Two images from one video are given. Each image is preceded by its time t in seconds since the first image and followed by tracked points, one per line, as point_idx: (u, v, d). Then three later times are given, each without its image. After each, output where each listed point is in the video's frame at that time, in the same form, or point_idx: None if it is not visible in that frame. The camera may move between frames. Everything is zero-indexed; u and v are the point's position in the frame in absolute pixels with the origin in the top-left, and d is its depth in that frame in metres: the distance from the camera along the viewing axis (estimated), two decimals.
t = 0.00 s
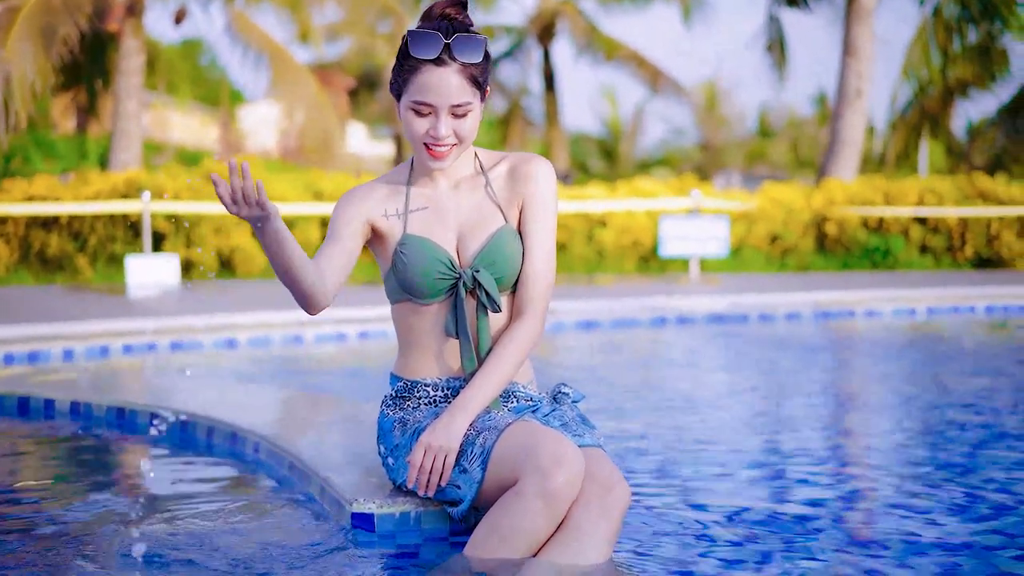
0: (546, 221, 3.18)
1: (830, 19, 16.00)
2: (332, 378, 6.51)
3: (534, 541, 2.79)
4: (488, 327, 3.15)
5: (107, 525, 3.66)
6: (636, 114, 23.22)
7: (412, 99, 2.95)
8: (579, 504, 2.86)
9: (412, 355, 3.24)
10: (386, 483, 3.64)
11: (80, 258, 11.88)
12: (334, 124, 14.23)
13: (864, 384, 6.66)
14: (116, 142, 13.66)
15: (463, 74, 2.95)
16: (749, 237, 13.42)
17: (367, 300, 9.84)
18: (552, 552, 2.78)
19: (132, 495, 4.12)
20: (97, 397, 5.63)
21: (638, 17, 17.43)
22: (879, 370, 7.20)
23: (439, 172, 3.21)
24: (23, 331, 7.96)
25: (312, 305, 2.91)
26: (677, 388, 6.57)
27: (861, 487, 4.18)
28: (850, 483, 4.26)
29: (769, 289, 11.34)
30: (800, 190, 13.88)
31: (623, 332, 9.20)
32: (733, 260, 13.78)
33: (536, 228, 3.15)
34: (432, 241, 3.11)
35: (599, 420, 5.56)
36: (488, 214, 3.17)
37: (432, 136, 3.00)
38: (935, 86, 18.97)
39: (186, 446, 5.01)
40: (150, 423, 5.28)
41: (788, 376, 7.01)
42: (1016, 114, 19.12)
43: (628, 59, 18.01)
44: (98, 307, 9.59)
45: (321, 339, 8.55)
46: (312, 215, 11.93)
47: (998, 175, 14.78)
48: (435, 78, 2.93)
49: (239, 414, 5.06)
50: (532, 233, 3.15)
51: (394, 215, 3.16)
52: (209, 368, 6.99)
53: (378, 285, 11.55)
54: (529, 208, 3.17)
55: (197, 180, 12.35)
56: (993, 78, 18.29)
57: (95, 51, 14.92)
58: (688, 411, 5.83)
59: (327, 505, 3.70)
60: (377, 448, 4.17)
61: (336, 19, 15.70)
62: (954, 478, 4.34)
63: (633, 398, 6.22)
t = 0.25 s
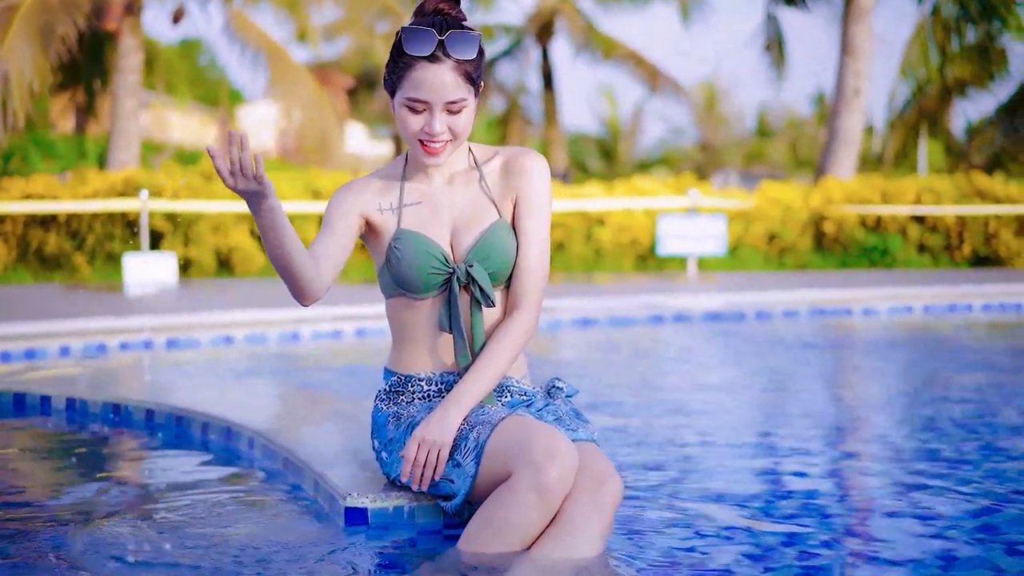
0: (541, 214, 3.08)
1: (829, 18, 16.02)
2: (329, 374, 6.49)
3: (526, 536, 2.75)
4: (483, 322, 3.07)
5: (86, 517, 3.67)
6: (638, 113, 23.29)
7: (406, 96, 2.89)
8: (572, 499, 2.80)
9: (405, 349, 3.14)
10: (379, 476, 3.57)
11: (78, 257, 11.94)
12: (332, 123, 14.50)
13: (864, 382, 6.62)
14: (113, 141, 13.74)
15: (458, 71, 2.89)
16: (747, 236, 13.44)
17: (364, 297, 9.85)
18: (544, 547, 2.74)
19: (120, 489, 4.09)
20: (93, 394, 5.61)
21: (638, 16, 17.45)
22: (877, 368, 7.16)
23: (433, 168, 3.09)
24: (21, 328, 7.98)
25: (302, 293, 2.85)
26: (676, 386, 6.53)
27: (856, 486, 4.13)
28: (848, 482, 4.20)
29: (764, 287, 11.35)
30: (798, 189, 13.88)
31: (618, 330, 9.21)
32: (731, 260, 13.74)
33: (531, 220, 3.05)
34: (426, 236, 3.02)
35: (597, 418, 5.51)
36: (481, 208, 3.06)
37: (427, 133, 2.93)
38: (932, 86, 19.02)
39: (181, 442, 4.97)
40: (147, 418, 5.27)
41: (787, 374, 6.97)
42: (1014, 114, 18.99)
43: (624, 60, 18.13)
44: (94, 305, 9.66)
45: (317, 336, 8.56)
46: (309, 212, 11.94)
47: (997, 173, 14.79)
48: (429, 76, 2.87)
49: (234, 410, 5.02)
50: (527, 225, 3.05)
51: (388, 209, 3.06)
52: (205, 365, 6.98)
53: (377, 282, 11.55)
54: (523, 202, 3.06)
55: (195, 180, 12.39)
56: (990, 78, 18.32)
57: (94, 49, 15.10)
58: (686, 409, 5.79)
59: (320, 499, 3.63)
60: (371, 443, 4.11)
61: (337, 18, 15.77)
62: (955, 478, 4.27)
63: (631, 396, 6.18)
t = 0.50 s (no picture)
0: (534, 209, 3.08)
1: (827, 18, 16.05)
2: (326, 372, 6.49)
3: (518, 532, 2.77)
4: (476, 318, 3.07)
5: (80, 511, 3.68)
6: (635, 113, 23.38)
7: (399, 93, 2.89)
8: (565, 493, 2.81)
9: (398, 345, 3.15)
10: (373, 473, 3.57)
11: (76, 256, 11.93)
12: (330, 123, 14.54)
13: (860, 380, 6.62)
14: (111, 140, 13.73)
15: (450, 67, 2.89)
16: (746, 234, 13.46)
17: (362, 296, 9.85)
18: (535, 543, 2.76)
19: (115, 484, 4.09)
20: (89, 390, 5.61)
21: (635, 17, 17.45)
22: (874, 366, 7.17)
23: (427, 163, 3.10)
24: (18, 326, 7.99)
25: (295, 290, 2.86)
26: (673, 384, 6.53)
27: (850, 484, 4.14)
28: (843, 480, 4.20)
29: (761, 285, 11.36)
30: (796, 188, 13.89)
31: (616, 328, 9.22)
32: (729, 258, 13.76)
33: (524, 215, 3.05)
34: (419, 232, 3.02)
35: (593, 415, 5.52)
36: (474, 205, 3.07)
37: (420, 129, 2.93)
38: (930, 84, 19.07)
39: (177, 439, 4.98)
40: (142, 414, 5.27)
41: (784, 372, 6.97)
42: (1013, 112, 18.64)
43: (624, 59, 18.35)
44: (91, 303, 9.67)
45: (313, 334, 8.55)
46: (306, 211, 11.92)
47: (995, 172, 14.80)
48: (422, 72, 2.87)
49: (231, 407, 5.02)
50: (520, 221, 3.05)
51: (382, 205, 3.07)
52: (203, 363, 6.99)
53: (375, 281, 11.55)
54: (516, 198, 3.06)
55: (193, 178, 12.38)
56: (988, 77, 18.32)
57: (91, 48, 15.15)
58: (683, 406, 5.79)
59: (315, 494, 3.63)
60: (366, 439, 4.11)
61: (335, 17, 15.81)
62: (949, 475, 4.28)
63: (626, 394, 6.18)
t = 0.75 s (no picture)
0: (529, 205, 3.08)
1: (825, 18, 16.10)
2: (325, 370, 6.50)
3: (512, 526, 2.78)
4: (471, 315, 3.07)
5: (77, 508, 3.67)
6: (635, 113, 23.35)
7: (394, 89, 2.90)
8: (559, 487, 2.81)
9: (393, 342, 3.15)
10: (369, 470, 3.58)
11: (75, 255, 11.89)
12: (328, 120, 14.52)
13: (858, 378, 6.63)
14: (110, 139, 13.72)
15: (444, 63, 2.89)
16: (745, 234, 13.44)
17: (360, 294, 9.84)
18: (529, 538, 2.76)
19: (112, 481, 4.08)
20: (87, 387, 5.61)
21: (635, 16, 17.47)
22: (873, 365, 7.18)
23: (422, 160, 3.11)
24: (15, 325, 7.99)
25: (291, 289, 2.86)
26: (671, 382, 6.54)
27: (848, 482, 4.14)
28: (842, 479, 4.19)
29: (760, 284, 11.35)
30: (794, 188, 13.90)
31: (614, 327, 9.24)
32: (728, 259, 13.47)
33: (519, 212, 3.05)
34: (415, 230, 3.03)
35: (591, 413, 5.53)
36: (469, 201, 3.07)
37: (415, 125, 2.93)
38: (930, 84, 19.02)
39: (175, 435, 4.98)
40: (139, 411, 5.28)
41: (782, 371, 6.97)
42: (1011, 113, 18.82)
43: (624, 58, 18.31)
44: (89, 302, 9.68)
45: (311, 333, 8.56)
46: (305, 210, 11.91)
47: (994, 172, 14.82)
48: (415, 68, 2.87)
49: (228, 405, 5.03)
50: (515, 217, 3.05)
51: (377, 203, 3.08)
52: (199, 362, 6.99)
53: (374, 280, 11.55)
54: (511, 195, 3.07)
55: (192, 177, 12.37)
56: (988, 77, 18.34)
57: (91, 47, 15.09)
58: (681, 404, 5.80)
59: (310, 491, 3.65)
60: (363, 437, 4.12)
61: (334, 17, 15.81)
62: (947, 474, 4.28)
63: (624, 392, 6.18)
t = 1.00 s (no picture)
0: (525, 204, 3.08)
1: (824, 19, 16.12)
2: (323, 369, 6.51)
3: (508, 523, 2.78)
4: (467, 312, 3.07)
5: (76, 505, 3.68)
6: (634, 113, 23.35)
7: (389, 85, 2.91)
8: (555, 484, 2.82)
9: (389, 339, 3.15)
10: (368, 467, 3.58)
11: (75, 254, 11.92)
12: (328, 119, 14.48)
13: (857, 378, 6.64)
14: (110, 139, 13.72)
15: (439, 59, 2.90)
16: (744, 234, 13.44)
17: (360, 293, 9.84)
18: (525, 535, 2.76)
19: (111, 479, 4.09)
20: (85, 386, 5.62)
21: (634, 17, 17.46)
22: (872, 364, 7.19)
23: (418, 157, 3.11)
24: (15, 324, 8.00)
25: (286, 289, 2.87)
26: (670, 382, 6.55)
27: (848, 481, 4.14)
28: (841, 478, 4.20)
29: (759, 284, 11.33)
30: (794, 188, 13.90)
31: (612, 326, 9.25)
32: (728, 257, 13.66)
33: (515, 210, 3.05)
34: (411, 227, 3.03)
35: (590, 412, 5.54)
36: (465, 199, 3.07)
37: (410, 121, 2.95)
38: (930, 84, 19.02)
39: (174, 433, 4.98)
40: (138, 410, 5.28)
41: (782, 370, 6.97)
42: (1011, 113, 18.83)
43: (623, 57, 18.30)
44: (89, 301, 9.69)
45: (310, 332, 8.56)
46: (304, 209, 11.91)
47: (993, 171, 14.82)
48: (410, 64, 2.88)
49: (227, 403, 5.03)
50: (511, 215, 3.05)
51: (373, 201, 3.08)
52: (198, 360, 6.99)
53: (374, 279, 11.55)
54: (507, 193, 3.07)
55: (191, 177, 12.38)
56: (988, 77, 18.35)
57: (90, 46, 15.09)
58: (680, 403, 5.81)
59: (308, 488, 3.65)
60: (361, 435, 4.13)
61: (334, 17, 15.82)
62: (945, 473, 4.29)
63: (623, 391, 6.19)
